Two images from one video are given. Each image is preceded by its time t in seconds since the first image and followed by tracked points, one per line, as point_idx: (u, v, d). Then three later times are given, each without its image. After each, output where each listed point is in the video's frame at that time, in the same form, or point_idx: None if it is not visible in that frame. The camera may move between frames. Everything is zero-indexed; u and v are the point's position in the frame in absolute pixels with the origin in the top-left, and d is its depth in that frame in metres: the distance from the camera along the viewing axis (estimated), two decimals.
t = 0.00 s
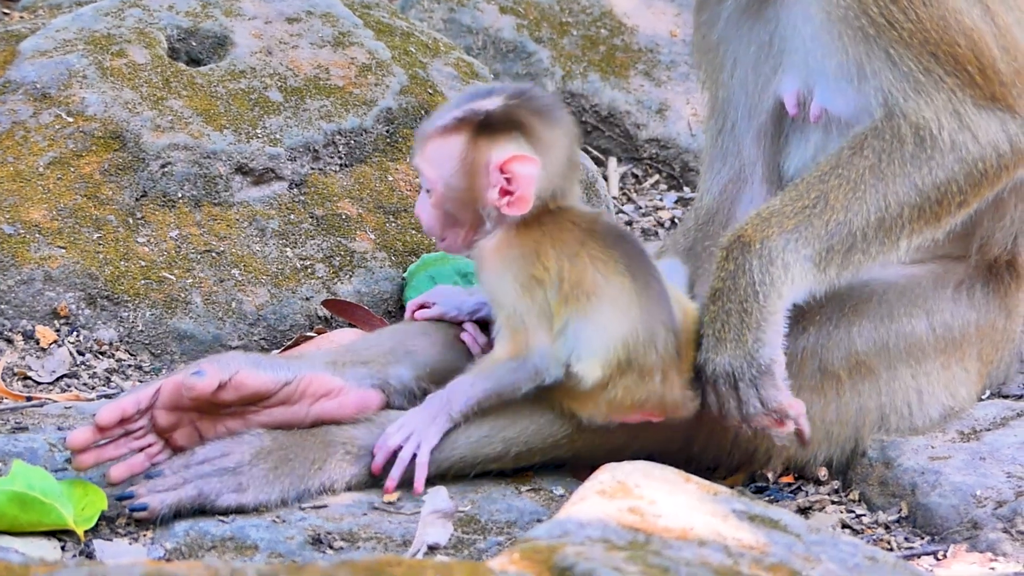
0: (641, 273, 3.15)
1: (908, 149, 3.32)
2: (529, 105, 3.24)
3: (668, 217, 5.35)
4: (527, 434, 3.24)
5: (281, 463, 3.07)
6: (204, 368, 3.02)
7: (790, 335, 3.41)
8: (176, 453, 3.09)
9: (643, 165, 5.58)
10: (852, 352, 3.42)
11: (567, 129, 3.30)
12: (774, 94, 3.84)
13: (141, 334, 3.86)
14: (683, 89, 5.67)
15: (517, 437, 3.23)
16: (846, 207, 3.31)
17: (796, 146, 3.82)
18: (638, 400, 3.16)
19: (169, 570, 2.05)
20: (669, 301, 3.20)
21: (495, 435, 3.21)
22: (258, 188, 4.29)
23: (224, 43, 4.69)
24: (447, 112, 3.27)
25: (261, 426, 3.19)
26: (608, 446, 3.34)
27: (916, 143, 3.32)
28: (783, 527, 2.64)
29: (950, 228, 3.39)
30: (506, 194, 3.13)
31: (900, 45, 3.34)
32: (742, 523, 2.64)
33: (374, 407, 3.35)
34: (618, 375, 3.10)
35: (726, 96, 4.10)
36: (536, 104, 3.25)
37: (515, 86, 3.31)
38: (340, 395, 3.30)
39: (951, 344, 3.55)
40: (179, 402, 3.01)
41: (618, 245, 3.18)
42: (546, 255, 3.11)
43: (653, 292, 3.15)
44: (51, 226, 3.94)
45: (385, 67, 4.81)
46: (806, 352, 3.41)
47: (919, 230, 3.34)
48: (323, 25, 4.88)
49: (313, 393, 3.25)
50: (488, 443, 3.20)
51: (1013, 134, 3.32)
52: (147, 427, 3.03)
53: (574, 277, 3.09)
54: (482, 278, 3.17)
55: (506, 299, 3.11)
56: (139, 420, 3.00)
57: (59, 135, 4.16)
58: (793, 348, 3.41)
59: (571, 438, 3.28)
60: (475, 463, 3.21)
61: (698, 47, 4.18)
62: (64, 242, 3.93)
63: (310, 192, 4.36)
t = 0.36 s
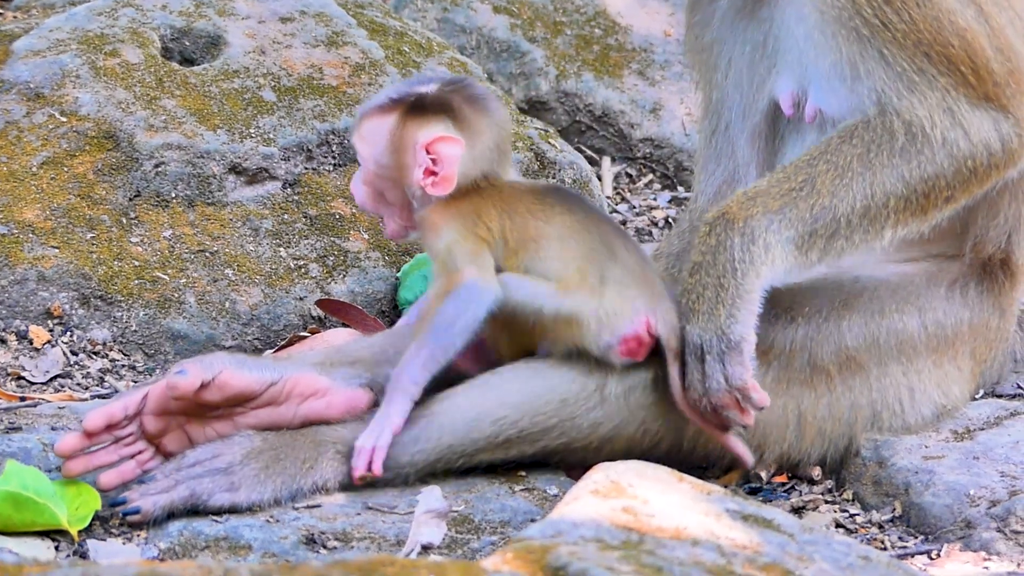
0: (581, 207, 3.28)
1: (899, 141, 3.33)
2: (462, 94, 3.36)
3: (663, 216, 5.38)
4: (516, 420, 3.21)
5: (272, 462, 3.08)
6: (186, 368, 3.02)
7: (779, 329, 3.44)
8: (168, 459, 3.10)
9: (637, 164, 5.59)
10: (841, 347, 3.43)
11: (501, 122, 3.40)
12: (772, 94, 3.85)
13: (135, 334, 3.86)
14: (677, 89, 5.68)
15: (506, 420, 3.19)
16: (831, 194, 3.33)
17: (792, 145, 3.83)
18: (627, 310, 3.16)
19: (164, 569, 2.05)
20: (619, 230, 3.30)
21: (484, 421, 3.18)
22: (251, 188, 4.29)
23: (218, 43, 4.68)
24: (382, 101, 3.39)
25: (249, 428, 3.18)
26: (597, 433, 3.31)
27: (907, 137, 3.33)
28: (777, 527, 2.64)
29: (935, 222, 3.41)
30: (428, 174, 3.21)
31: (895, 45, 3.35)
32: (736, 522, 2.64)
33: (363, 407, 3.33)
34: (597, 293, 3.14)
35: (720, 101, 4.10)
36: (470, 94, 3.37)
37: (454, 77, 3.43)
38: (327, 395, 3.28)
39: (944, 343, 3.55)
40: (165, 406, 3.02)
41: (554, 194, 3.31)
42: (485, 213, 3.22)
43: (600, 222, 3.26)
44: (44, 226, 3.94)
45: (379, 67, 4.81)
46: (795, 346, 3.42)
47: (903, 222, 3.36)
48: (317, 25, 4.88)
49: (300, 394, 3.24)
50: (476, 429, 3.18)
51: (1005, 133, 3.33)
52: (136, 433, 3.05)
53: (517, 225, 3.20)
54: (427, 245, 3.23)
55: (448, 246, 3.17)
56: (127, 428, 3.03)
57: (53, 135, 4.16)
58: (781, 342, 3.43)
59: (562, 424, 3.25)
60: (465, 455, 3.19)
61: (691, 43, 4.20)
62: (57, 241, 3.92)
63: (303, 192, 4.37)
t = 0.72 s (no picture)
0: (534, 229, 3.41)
1: (879, 121, 3.38)
2: (404, 180, 3.56)
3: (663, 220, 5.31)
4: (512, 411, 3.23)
5: (272, 461, 3.09)
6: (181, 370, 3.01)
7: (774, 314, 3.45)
8: (164, 462, 3.06)
9: (638, 167, 5.54)
10: (836, 340, 3.43)
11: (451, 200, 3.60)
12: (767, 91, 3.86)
13: (136, 336, 3.87)
14: (678, 91, 5.69)
15: (502, 409, 3.22)
16: (799, 139, 3.38)
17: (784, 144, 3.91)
18: (617, 302, 3.25)
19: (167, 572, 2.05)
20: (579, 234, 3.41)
21: (483, 410, 3.21)
22: (252, 190, 4.29)
23: (219, 45, 4.69)
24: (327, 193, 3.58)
25: (245, 431, 3.14)
26: (598, 422, 3.28)
27: (902, 132, 3.36)
28: (778, 530, 2.65)
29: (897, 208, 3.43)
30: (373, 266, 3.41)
31: (897, 57, 3.40)
32: (737, 525, 2.65)
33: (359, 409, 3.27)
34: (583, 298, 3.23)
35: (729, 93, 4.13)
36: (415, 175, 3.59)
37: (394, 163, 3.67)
38: (322, 397, 3.23)
39: (942, 343, 3.55)
40: (161, 407, 3.00)
41: (512, 226, 3.44)
42: (453, 280, 3.35)
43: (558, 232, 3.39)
44: (45, 228, 3.94)
45: (380, 68, 4.81)
46: (789, 334, 3.41)
47: (865, 192, 3.39)
48: (318, 27, 4.88)
49: (295, 396, 3.19)
50: (474, 420, 3.21)
51: (994, 148, 3.36)
52: (131, 436, 3.01)
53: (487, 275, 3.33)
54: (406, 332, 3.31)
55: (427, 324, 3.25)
56: (123, 431, 2.99)
57: (54, 137, 4.16)
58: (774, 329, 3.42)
59: (561, 414, 3.25)
60: (462, 450, 3.22)
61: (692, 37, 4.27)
62: (59, 244, 3.93)
63: (304, 194, 4.36)
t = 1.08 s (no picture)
0: (579, 229, 3.17)
1: (860, 124, 3.47)
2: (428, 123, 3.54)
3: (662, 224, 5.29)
4: (515, 415, 3.24)
5: (273, 462, 3.10)
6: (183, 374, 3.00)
7: (776, 315, 3.45)
8: (165, 463, 3.06)
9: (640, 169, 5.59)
10: (838, 338, 3.44)
11: (488, 148, 3.45)
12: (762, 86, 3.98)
13: (138, 337, 3.87)
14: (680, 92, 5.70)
15: (507, 414, 3.24)
16: (788, 111, 3.49)
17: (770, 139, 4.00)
18: (647, 332, 3.13)
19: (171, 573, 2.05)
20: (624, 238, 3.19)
21: (484, 416, 3.23)
22: (255, 191, 4.30)
23: (222, 46, 4.69)
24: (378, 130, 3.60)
25: (246, 432, 3.18)
26: (600, 431, 3.33)
27: (892, 152, 3.44)
28: (782, 530, 2.66)
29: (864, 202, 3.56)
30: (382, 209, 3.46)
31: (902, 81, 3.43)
32: (741, 526, 2.65)
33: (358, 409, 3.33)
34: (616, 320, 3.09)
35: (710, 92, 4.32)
36: (449, 117, 3.49)
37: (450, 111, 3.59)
38: (323, 397, 3.29)
39: (945, 342, 3.56)
40: (162, 410, 3.00)
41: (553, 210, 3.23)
42: (477, 252, 3.13)
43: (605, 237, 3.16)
44: (48, 230, 3.94)
45: (383, 70, 4.82)
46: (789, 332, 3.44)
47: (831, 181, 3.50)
48: (321, 29, 4.88)
49: (296, 397, 3.25)
50: (476, 424, 3.21)
51: (972, 182, 3.45)
52: (132, 438, 3.01)
53: (518, 259, 3.10)
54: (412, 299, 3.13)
55: (434, 301, 3.05)
56: (123, 433, 2.99)
57: (57, 138, 4.16)
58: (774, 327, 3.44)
59: (563, 420, 3.28)
60: (466, 451, 3.22)
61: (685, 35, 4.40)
62: (62, 245, 3.93)
63: (307, 196, 4.37)
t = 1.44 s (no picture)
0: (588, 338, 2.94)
1: (823, 208, 3.51)
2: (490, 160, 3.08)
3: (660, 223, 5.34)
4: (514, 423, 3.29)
5: (276, 465, 3.10)
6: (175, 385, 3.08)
7: (779, 328, 3.39)
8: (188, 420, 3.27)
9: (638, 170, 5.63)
10: (839, 346, 3.42)
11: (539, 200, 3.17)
12: (746, 100, 3.86)
13: (136, 338, 3.85)
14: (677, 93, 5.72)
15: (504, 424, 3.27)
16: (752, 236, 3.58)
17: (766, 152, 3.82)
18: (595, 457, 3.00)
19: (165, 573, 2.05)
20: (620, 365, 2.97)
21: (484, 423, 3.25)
22: (252, 192, 4.31)
23: (219, 47, 4.69)
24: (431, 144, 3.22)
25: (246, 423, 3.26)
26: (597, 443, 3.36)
27: (848, 213, 3.49)
28: (779, 531, 2.66)
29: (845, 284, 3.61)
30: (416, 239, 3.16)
31: (875, 127, 3.40)
32: (738, 528, 2.66)
33: (359, 417, 3.38)
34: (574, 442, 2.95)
35: (699, 106, 4.11)
36: (507, 155, 3.11)
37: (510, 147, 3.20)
38: (324, 401, 3.34)
39: (943, 343, 3.57)
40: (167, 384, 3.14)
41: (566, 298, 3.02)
42: (485, 310, 2.94)
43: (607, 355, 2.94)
44: (45, 231, 3.94)
45: (380, 71, 4.81)
46: (793, 346, 3.39)
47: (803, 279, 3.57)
48: (318, 30, 4.87)
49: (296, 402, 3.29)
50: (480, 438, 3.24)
51: (932, 229, 3.50)
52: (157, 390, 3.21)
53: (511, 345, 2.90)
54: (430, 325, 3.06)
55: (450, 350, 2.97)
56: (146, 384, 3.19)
57: (54, 139, 4.16)
58: (779, 341, 3.38)
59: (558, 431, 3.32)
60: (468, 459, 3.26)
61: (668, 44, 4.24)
62: (59, 246, 3.93)
63: (304, 196, 4.38)
